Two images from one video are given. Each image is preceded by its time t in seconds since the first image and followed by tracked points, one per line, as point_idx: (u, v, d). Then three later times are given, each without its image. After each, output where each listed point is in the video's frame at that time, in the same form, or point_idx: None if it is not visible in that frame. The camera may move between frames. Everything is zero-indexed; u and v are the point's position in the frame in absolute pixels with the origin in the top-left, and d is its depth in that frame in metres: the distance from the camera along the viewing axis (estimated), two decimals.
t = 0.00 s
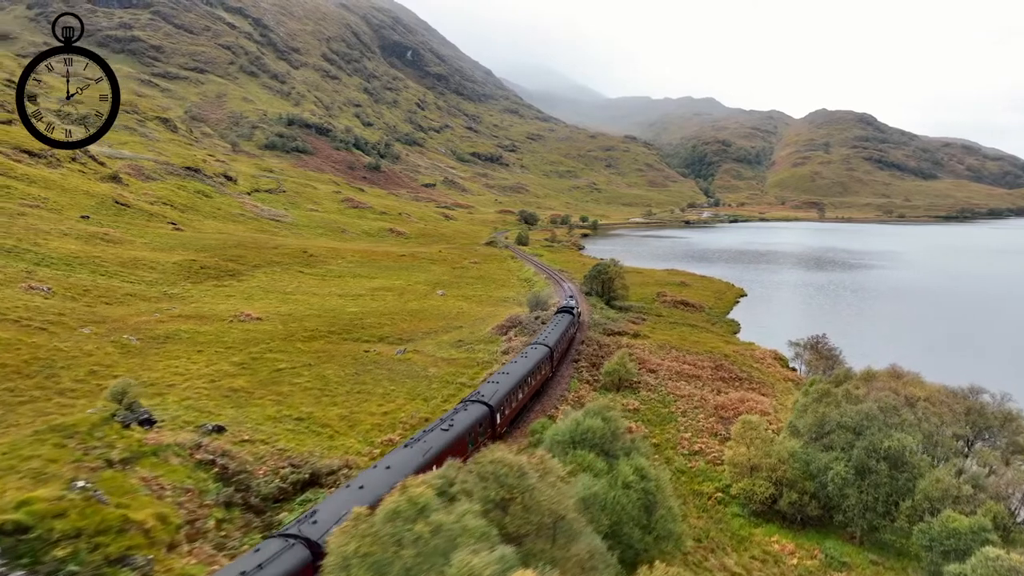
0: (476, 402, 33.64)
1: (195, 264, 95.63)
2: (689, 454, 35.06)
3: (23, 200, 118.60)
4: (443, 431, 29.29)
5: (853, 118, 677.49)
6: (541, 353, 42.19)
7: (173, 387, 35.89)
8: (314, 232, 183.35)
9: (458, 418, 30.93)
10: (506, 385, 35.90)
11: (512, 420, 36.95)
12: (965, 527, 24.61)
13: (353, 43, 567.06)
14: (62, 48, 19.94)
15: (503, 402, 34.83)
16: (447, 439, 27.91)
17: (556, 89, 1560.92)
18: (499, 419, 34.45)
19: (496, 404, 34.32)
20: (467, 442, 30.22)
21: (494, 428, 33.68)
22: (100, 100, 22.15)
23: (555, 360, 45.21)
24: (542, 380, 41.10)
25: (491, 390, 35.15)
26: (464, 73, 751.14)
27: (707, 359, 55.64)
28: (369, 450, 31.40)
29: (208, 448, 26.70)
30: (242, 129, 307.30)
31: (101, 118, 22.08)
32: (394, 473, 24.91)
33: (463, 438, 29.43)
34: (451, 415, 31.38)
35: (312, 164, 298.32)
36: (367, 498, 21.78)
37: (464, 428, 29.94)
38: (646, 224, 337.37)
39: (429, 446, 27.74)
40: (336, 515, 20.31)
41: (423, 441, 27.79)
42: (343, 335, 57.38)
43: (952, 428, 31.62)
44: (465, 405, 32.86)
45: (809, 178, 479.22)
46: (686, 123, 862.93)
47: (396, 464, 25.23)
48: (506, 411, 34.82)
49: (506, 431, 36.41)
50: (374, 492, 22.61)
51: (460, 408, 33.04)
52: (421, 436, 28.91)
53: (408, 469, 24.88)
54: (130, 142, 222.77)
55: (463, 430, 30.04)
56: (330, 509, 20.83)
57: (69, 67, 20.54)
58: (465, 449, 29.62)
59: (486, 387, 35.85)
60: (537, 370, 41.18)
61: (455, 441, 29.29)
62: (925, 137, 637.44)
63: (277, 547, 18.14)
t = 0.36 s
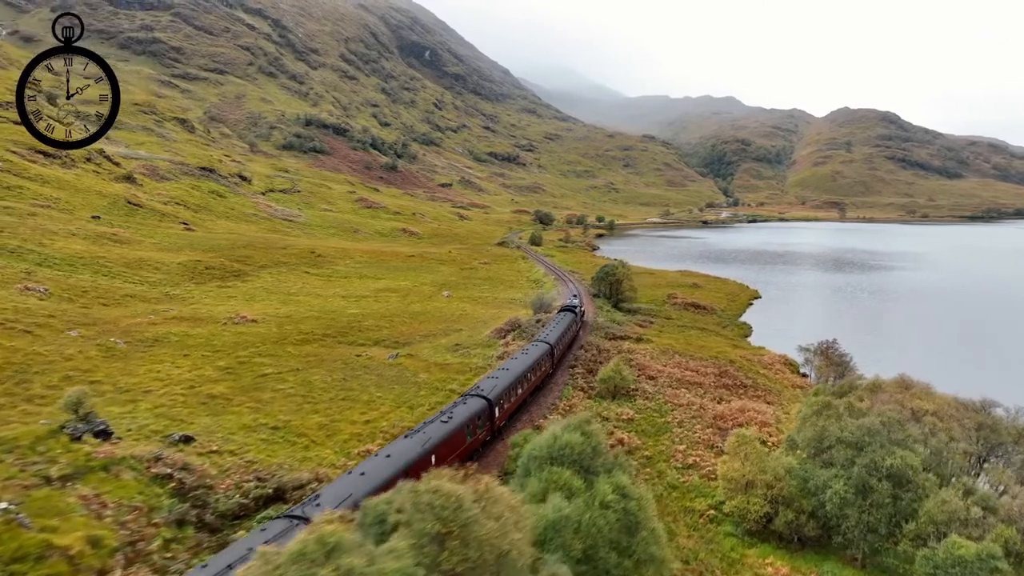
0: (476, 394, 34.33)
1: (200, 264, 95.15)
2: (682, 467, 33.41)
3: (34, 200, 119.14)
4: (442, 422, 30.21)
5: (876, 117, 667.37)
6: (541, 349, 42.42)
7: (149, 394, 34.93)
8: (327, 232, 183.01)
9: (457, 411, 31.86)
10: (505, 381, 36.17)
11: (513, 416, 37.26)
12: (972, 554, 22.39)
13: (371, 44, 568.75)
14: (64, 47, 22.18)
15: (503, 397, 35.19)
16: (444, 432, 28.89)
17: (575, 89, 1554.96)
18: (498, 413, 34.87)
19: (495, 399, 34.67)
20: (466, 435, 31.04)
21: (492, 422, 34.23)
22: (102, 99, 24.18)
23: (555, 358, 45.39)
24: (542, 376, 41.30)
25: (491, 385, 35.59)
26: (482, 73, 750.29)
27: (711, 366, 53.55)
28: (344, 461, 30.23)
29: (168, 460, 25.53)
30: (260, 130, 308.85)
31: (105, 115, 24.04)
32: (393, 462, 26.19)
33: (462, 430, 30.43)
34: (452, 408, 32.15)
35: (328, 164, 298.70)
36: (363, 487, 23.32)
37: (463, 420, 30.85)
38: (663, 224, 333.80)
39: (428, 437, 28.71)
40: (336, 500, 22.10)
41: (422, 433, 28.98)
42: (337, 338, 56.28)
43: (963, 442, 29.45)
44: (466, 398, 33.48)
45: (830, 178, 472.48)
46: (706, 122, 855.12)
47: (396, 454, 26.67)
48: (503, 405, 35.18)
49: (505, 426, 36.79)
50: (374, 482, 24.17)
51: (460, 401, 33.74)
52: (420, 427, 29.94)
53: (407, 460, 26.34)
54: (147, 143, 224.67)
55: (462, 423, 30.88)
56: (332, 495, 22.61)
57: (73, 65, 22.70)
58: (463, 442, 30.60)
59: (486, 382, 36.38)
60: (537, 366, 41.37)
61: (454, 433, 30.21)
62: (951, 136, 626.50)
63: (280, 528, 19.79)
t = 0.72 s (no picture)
0: (477, 389, 35.06)
1: (202, 265, 94.72)
2: (674, 481, 31.96)
3: (43, 200, 119.60)
4: (442, 416, 31.05)
5: (896, 115, 658.16)
6: (542, 347, 42.95)
7: (123, 401, 33.85)
8: (336, 232, 182.52)
9: (456, 405, 32.53)
10: (504, 377, 36.75)
11: (512, 411, 37.81)
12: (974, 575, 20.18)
13: (386, 44, 569.76)
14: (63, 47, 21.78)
15: (501, 393, 35.75)
16: (442, 425, 29.70)
17: (591, 90, 1549.87)
18: (496, 408, 35.66)
19: (494, 395, 35.22)
20: (464, 429, 31.72)
21: (491, 417, 34.95)
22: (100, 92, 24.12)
23: (556, 356, 45.82)
24: (542, 373, 41.78)
25: (490, 381, 36.21)
26: (497, 73, 749.11)
27: (713, 372, 51.55)
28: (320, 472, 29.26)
29: (127, 474, 24.49)
30: (275, 130, 309.99)
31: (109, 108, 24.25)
32: (393, 453, 27.23)
33: (460, 424, 31.21)
34: (451, 402, 32.92)
35: (342, 164, 298.90)
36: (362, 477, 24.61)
37: (462, 414, 31.57)
38: (678, 224, 330.70)
39: (427, 429, 29.63)
40: (339, 486, 23.76)
41: (421, 425, 29.87)
42: (330, 342, 55.23)
43: (972, 458, 27.34)
44: (465, 393, 34.23)
45: (848, 177, 466.35)
46: (722, 121, 848.13)
47: (397, 446, 27.76)
48: (502, 400, 35.79)
49: (504, 420, 37.28)
50: (373, 471, 25.36)
51: (460, 395, 34.40)
52: (420, 419, 30.87)
53: (406, 451, 27.37)
54: (161, 144, 225.93)
55: (461, 416, 31.57)
56: (334, 482, 24.18)
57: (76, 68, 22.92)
58: (460, 436, 31.29)
59: (485, 377, 36.99)
60: (538, 363, 41.82)
61: (453, 426, 31.05)
62: (973, 135, 616.23)
63: (285, 512, 21.49)
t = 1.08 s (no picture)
0: (475, 384, 35.78)
1: (203, 265, 94.11)
2: (659, 497, 30.29)
3: (50, 201, 120.08)
4: (441, 409, 31.96)
5: (915, 114, 648.74)
6: (541, 344, 43.60)
7: (91, 409, 32.67)
8: (345, 232, 181.81)
9: (454, 399, 33.36)
10: (504, 373, 37.40)
11: (511, 407, 38.36)
12: None
13: (401, 45, 570.30)
14: (64, 46, 22.69)
15: (500, 387, 36.37)
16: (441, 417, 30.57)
17: (608, 90, 1542.53)
18: (495, 403, 36.29)
19: (493, 390, 35.90)
20: (462, 422, 32.50)
21: (490, 411, 35.68)
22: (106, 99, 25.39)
23: (554, 354, 46.47)
24: (541, 370, 42.32)
25: (489, 377, 36.91)
26: (511, 73, 747.51)
27: (712, 379, 49.45)
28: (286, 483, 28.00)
29: (71, 490, 23.33)
30: (289, 130, 310.80)
31: (110, 108, 25.34)
32: (392, 444, 28.33)
33: (459, 417, 32.04)
34: (450, 396, 33.78)
35: (355, 164, 298.80)
36: (364, 465, 25.79)
37: (460, 408, 32.41)
38: (692, 225, 327.37)
39: (425, 421, 30.57)
40: (339, 475, 25.01)
41: (420, 418, 30.81)
42: (319, 346, 53.89)
43: (970, 479, 25.33)
44: (464, 388, 35.07)
45: (866, 177, 459.92)
46: (739, 121, 840.55)
47: (396, 437, 28.76)
48: (501, 395, 36.44)
49: (504, 415, 37.94)
50: (373, 461, 26.49)
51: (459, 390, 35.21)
52: (420, 412, 31.87)
53: (405, 443, 28.39)
54: (173, 144, 226.89)
55: (459, 410, 32.44)
56: (335, 470, 25.44)
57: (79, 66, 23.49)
58: (458, 429, 32.05)
59: (485, 373, 37.70)
60: (537, 360, 42.32)
61: (452, 419, 31.95)
62: (994, 135, 605.49)
63: (288, 498, 23.04)
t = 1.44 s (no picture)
0: (474, 380, 36.39)
1: (201, 266, 93.43)
2: (643, 513, 28.82)
3: (53, 201, 120.23)
4: (439, 403, 32.71)
5: (930, 113, 641.05)
6: (538, 342, 44.40)
7: (54, 418, 31.54)
8: (350, 233, 181.26)
9: (452, 394, 33.94)
10: (501, 369, 37.93)
11: (510, 402, 38.85)
12: None
13: (411, 44, 570.21)
14: (62, 48, 20.97)
15: (496, 383, 36.89)
16: (438, 411, 31.26)
17: (619, 89, 1536.20)
18: (493, 399, 36.68)
19: (490, 385, 36.37)
20: (460, 417, 33.22)
21: (488, 406, 36.14)
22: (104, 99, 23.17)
23: (552, 352, 47.31)
24: (539, 367, 42.88)
25: (487, 373, 37.47)
26: (522, 73, 745.31)
27: (708, 387, 47.58)
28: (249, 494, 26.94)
29: (13, 508, 22.27)
30: (299, 130, 311.29)
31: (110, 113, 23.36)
32: (391, 436, 29.22)
33: (456, 411, 32.75)
34: (449, 392, 34.44)
35: (364, 164, 298.41)
36: (362, 456, 26.80)
37: (457, 403, 33.03)
38: (703, 225, 324.65)
39: (424, 415, 31.38)
40: (340, 465, 26.13)
41: (420, 411, 31.62)
42: (306, 350, 52.59)
43: (965, 501, 23.37)
44: (463, 384, 35.69)
45: (880, 177, 454.62)
46: (751, 120, 833.93)
47: (395, 429, 29.68)
48: (498, 391, 36.89)
49: (503, 411, 38.44)
50: (373, 452, 27.52)
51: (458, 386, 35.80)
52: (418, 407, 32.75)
53: (404, 435, 29.22)
54: (182, 145, 227.30)
55: (457, 405, 33.09)
56: (337, 461, 26.57)
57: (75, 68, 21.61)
58: (456, 423, 32.75)
59: (482, 370, 38.21)
60: (534, 358, 42.92)
61: (450, 413, 32.61)
62: (1011, 134, 596.84)
63: (291, 485, 24.32)
